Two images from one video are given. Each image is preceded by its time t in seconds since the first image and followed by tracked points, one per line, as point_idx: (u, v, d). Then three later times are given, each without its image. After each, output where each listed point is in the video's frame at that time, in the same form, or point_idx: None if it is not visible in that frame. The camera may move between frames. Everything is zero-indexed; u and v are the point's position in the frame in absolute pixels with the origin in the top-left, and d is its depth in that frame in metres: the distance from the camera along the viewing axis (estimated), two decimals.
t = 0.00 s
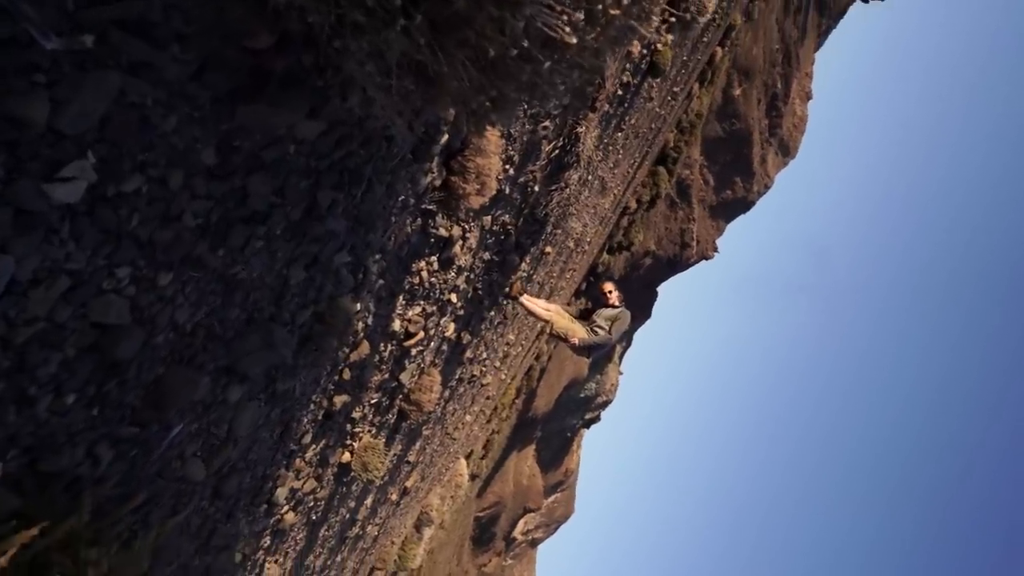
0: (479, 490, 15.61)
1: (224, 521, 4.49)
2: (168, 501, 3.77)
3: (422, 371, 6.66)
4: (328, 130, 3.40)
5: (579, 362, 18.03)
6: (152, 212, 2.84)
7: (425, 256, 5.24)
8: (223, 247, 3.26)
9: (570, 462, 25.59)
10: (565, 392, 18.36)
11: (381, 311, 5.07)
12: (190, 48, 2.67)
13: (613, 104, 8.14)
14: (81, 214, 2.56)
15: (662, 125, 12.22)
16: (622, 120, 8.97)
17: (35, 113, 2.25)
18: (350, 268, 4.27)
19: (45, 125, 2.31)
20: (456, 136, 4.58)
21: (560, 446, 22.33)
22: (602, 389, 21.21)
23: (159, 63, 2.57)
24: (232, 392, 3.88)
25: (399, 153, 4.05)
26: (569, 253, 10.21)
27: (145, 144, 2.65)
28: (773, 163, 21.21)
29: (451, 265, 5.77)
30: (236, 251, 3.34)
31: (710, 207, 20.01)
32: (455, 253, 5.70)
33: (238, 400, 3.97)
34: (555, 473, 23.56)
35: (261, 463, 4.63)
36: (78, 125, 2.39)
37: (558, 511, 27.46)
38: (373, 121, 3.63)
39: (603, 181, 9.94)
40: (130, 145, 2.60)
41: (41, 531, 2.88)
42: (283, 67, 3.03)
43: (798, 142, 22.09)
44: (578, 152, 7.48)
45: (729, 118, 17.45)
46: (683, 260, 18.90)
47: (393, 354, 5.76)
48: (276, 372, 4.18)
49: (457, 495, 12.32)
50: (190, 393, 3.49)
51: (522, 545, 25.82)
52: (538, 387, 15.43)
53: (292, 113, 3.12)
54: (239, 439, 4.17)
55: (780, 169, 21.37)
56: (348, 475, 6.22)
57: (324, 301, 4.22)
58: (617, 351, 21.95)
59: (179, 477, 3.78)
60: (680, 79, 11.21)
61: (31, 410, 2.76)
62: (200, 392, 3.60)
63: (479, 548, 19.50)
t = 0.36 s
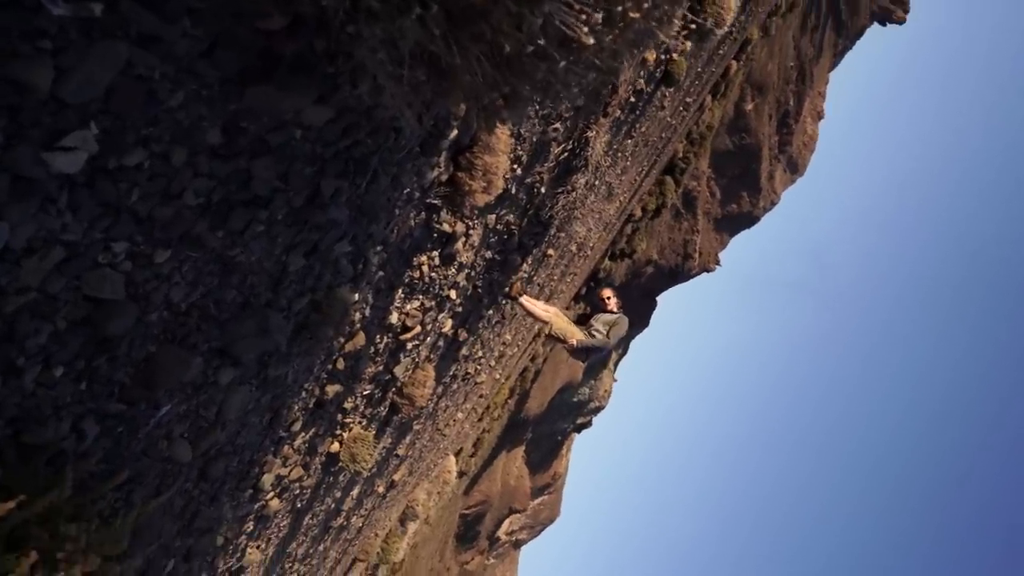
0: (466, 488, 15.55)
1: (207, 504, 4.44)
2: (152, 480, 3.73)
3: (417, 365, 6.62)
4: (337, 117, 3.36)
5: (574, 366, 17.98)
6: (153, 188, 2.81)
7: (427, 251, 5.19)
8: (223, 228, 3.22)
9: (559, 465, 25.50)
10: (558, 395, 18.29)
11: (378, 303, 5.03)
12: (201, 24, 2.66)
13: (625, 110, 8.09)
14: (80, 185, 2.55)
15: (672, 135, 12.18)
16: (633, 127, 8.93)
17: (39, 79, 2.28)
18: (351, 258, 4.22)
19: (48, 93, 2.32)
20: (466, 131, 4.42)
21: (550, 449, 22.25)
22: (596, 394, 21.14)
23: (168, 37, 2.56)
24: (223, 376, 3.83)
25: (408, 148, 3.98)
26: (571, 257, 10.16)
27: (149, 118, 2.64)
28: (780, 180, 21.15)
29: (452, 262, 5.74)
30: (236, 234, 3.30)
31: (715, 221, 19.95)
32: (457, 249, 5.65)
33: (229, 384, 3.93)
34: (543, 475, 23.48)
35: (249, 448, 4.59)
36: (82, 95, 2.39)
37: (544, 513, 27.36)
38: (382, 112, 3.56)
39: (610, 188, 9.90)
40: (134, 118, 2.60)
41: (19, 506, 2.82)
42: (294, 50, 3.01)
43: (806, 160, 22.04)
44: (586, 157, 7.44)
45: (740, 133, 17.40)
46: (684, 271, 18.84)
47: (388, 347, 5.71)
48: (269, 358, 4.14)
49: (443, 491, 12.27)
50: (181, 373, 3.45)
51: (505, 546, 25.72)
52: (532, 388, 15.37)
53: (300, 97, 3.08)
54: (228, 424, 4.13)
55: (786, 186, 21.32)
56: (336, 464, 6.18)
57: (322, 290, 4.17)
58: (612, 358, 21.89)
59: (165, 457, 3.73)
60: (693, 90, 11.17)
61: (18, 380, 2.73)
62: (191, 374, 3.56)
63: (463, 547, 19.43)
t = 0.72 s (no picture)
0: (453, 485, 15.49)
1: (192, 486, 4.40)
2: (137, 459, 3.68)
3: (412, 360, 6.57)
4: (347, 105, 3.31)
5: (569, 369, 17.93)
6: (155, 164, 2.77)
7: (429, 245, 5.15)
8: (224, 209, 3.17)
9: (547, 468, 25.43)
10: (551, 398, 18.23)
11: (377, 294, 4.98)
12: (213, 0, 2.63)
13: (636, 117, 8.04)
14: (81, 156, 2.53)
15: (682, 146, 12.13)
16: (643, 135, 8.86)
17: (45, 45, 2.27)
18: (351, 247, 4.18)
19: (52, 59, 2.32)
20: (476, 128, 4.34)
21: (539, 451, 22.19)
22: (589, 400, 21.08)
23: (179, 11, 2.55)
24: (216, 358, 3.77)
25: (417, 141, 3.92)
26: (572, 260, 10.10)
27: (155, 93, 2.62)
28: (786, 197, 21.09)
29: (453, 258, 5.69)
30: (237, 216, 3.26)
31: (719, 234, 19.89)
32: (460, 246, 5.61)
33: (221, 367, 3.88)
34: (530, 477, 23.40)
35: (237, 432, 4.54)
36: (88, 64, 2.39)
37: (529, 514, 27.29)
38: (392, 102, 3.51)
39: (616, 194, 9.85)
40: (139, 91, 2.58)
41: None
42: (306, 33, 2.99)
43: (813, 180, 21.99)
44: (595, 161, 7.39)
45: (750, 147, 17.34)
46: (685, 282, 18.79)
47: (384, 339, 5.67)
48: (263, 343, 4.09)
49: (430, 486, 12.21)
50: (173, 353, 3.40)
51: (489, 545, 25.64)
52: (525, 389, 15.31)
53: (310, 81, 3.04)
54: (218, 406, 4.08)
55: (792, 204, 21.26)
56: (324, 454, 6.13)
57: (321, 278, 4.13)
58: (607, 364, 21.82)
59: (152, 436, 3.68)
60: (706, 101, 11.12)
61: (5, 349, 2.69)
62: (183, 353, 3.52)
63: (446, 543, 19.37)
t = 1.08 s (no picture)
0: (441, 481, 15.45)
1: (178, 466, 4.35)
2: (124, 436, 3.63)
3: (407, 354, 6.53)
4: (357, 93, 3.28)
5: (563, 373, 17.87)
6: (159, 139, 2.74)
7: (431, 240, 5.11)
8: (227, 189, 3.13)
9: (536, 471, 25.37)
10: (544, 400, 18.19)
11: (377, 286, 4.94)
12: None
13: (647, 125, 8.01)
14: (84, 126, 2.50)
15: (690, 156, 12.09)
16: (653, 144, 8.82)
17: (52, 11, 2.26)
18: (353, 237, 4.14)
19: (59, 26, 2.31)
20: (486, 125, 4.34)
21: (529, 453, 22.13)
22: (581, 404, 21.02)
23: None
24: (209, 340, 3.73)
25: (426, 134, 3.89)
26: (574, 264, 10.06)
27: (163, 68, 2.61)
28: (792, 215, 21.04)
29: (455, 254, 5.65)
30: (239, 197, 3.22)
31: (721, 247, 19.84)
32: (462, 242, 5.57)
33: (214, 349, 3.84)
34: (519, 478, 23.33)
35: (226, 415, 4.50)
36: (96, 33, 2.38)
37: (514, 514, 27.23)
38: (404, 93, 3.49)
39: (622, 201, 9.81)
40: (146, 64, 2.56)
41: None
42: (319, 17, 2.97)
43: (819, 199, 21.95)
44: (603, 166, 7.36)
45: (759, 163, 17.29)
46: (684, 293, 18.75)
47: (381, 332, 5.62)
48: (258, 328, 4.05)
49: (418, 480, 12.17)
50: (166, 332, 3.35)
51: (472, 543, 25.58)
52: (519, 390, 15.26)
53: (321, 65, 3.02)
54: (209, 389, 4.03)
55: (797, 222, 21.21)
56: (314, 442, 6.09)
57: (320, 265, 4.08)
58: (602, 370, 21.77)
59: (140, 415, 3.63)
60: (718, 114, 11.09)
61: None
62: (177, 333, 3.48)
63: (430, 539, 19.31)
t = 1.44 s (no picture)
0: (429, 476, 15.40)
1: (164, 447, 4.30)
2: (111, 414, 3.58)
3: (402, 348, 6.48)
4: (367, 82, 3.24)
5: (558, 376, 17.82)
6: (163, 116, 2.70)
7: (434, 235, 5.06)
8: (230, 171, 3.08)
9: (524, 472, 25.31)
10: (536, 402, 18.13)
11: (376, 278, 4.89)
12: None
13: (657, 134, 7.96)
14: (87, 98, 2.46)
15: (698, 168, 12.05)
16: (661, 153, 8.78)
17: None
18: (355, 227, 4.09)
19: None
20: (496, 124, 4.28)
21: (518, 454, 22.08)
22: (573, 409, 20.97)
23: None
24: (203, 322, 3.66)
25: (435, 127, 3.84)
26: (575, 269, 10.02)
27: (171, 44, 2.57)
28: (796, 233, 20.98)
29: (457, 251, 5.61)
30: (242, 179, 3.17)
31: (724, 261, 19.78)
32: (465, 239, 5.53)
33: (207, 332, 3.78)
34: (506, 477, 23.27)
35: (216, 398, 4.45)
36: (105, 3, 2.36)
37: (500, 514, 27.18)
38: (414, 85, 3.44)
39: (627, 209, 9.77)
40: (155, 40, 2.52)
41: None
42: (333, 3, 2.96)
43: (824, 219, 21.89)
44: (611, 172, 7.31)
45: (766, 179, 17.24)
46: (683, 304, 18.71)
47: (377, 324, 5.57)
48: (254, 313, 4.00)
49: (405, 475, 12.11)
50: (159, 312, 3.30)
51: (456, 541, 25.52)
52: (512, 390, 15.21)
53: (332, 51, 3.00)
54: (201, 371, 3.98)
55: (800, 240, 21.16)
56: (303, 430, 6.03)
57: (320, 253, 4.03)
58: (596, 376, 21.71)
59: (128, 393, 3.57)
60: (728, 127, 11.04)
61: None
62: (170, 313, 3.43)
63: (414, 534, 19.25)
